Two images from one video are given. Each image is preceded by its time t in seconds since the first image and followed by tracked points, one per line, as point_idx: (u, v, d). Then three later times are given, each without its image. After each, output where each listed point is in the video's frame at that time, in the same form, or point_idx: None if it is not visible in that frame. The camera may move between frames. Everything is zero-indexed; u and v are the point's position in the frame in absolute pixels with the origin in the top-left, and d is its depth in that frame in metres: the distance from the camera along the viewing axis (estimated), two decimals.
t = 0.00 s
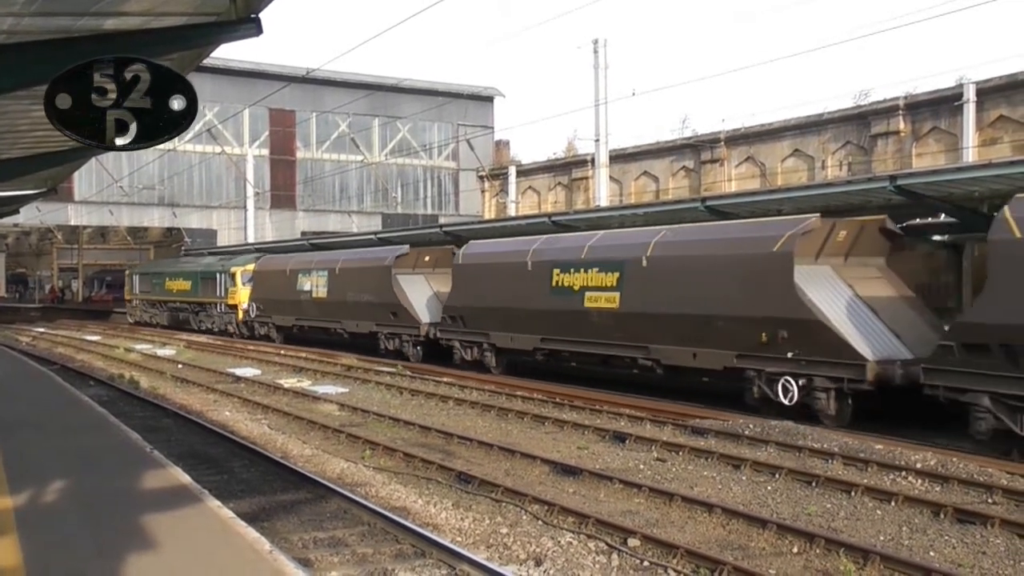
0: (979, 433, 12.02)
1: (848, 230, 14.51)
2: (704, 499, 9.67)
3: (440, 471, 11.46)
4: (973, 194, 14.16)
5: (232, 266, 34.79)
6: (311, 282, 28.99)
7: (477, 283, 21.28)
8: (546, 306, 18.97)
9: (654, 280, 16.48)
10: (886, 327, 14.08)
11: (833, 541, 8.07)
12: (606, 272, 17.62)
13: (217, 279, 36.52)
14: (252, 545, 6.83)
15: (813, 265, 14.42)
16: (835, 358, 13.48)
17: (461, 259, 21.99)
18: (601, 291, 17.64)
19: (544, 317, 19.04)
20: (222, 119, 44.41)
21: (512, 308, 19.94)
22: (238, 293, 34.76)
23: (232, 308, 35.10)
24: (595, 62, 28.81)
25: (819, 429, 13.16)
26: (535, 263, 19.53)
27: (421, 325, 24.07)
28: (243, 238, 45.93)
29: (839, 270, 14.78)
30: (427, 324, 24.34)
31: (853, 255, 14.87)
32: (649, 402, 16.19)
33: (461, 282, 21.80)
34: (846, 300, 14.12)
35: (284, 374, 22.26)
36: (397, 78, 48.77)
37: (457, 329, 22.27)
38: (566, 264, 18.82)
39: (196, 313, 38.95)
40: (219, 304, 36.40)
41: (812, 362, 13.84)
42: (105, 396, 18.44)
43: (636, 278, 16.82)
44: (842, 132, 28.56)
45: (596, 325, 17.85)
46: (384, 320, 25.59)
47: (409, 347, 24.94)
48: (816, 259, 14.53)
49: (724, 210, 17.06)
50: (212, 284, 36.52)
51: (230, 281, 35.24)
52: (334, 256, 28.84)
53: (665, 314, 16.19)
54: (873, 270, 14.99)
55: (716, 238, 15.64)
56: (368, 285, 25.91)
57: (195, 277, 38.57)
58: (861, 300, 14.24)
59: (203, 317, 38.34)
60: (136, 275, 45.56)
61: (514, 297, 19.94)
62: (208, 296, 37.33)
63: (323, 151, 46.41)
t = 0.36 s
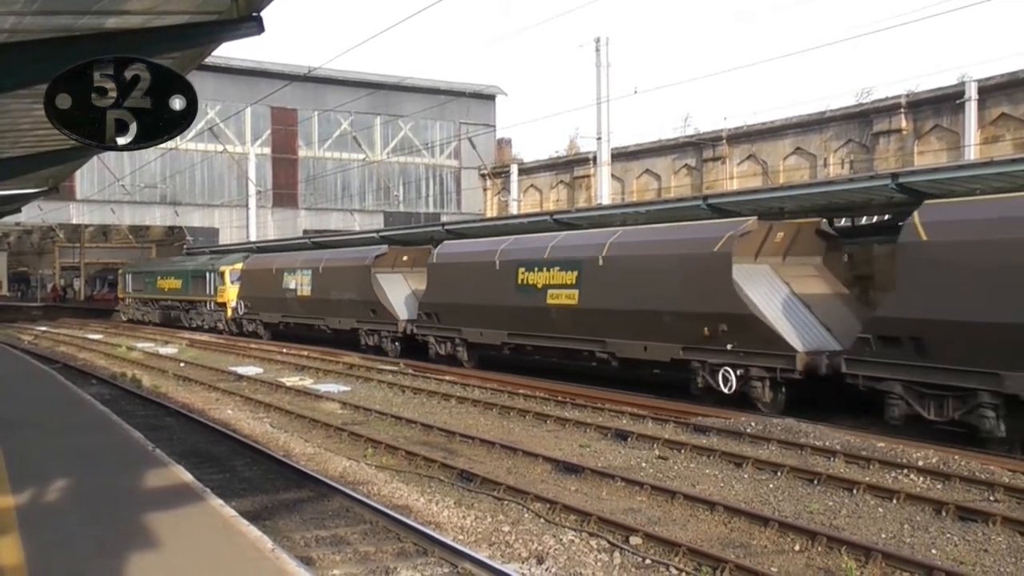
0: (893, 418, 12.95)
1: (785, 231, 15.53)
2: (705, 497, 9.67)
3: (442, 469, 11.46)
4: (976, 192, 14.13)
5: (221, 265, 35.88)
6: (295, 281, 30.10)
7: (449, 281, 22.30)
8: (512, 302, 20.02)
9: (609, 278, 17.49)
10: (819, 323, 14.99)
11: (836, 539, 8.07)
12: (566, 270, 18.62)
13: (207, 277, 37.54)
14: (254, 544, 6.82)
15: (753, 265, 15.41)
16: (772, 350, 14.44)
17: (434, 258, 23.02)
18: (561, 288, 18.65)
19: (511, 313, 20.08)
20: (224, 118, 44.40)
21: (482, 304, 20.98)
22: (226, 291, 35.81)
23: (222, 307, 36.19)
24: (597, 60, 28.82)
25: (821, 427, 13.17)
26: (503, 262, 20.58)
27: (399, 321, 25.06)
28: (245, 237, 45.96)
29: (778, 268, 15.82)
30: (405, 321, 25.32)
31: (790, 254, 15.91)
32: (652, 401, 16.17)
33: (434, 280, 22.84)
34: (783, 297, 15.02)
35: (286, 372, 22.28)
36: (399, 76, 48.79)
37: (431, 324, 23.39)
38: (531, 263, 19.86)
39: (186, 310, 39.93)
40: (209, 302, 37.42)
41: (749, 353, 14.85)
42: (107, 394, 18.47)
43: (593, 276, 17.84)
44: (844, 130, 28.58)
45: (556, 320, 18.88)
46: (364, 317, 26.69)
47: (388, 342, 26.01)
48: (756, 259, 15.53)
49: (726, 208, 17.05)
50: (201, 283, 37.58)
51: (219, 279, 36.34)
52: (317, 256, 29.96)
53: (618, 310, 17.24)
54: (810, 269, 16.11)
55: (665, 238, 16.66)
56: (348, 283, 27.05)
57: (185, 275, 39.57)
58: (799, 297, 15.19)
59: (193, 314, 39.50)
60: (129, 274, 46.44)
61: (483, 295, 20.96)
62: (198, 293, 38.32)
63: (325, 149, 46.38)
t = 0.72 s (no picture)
0: (814, 407, 13.84)
1: (725, 234, 16.53)
2: (702, 496, 9.67)
3: (439, 469, 11.46)
4: (972, 192, 14.17)
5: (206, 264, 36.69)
6: (276, 279, 30.79)
7: (420, 279, 23.06)
8: (477, 300, 20.81)
9: (564, 277, 18.36)
10: (757, 322, 15.93)
11: (833, 539, 8.06)
12: (525, 270, 19.49)
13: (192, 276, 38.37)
14: (252, 543, 6.81)
15: (694, 265, 16.35)
16: (709, 344, 15.35)
17: (405, 259, 23.83)
18: (520, 287, 19.51)
19: (476, 310, 20.91)
20: (222, 116, 44.37)
21: (449, 302, 21.75)
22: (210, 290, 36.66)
23: (205, 304, 36.91)
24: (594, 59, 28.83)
25: (817, 426, 13.18)
26: (468, 262, 21.40)
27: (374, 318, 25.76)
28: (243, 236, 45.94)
29: (719, 270, 16.74)
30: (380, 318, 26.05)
31: (731, 256, 16.80)
32: (649, 401, 16.16)
33: (405, 279, 23.61)
34: (720, 296, 16.00)
35: (284, 371, 22.28)
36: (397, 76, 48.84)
37: (401, 322, 24.17)
38: (493, 262, 20.63)
39: (173, 309, 40.74)
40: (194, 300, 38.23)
41: (689, 348, 15.75)
42: (104, 393, 18.45)
43: (549, 275, 18.70)
44: (841, 129, 28.61)
45: (517, 317, 19.73)
46: (341, 314, 27.39)
47: (363, 339, 26.69)
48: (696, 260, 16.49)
49: (723, 208, 17.06)
50: (186, 282, 38.32)
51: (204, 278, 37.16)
52: (297, 255, 30.64)
53: (572, 308, 18.11)
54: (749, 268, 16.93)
55: (614, 240, 17.52)
56: (326, 281, 27.78)
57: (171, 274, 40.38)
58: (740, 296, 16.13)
59: (178, 312, 40.31)
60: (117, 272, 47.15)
61: (451, 293, 21.72)
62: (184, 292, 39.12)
63: (322, 148, 46.39)
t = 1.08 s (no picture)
0: (746, 396, 14.84)
1: (671, 236, 17.81)
2: (699, 495, 9.67)
3: (435, 467, 11.44)
4: (969, 193, 14.17)
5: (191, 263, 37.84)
6: (256, 278, 31.88)
7: (392, 277, 24.20)
8: (444, 298, 22.01)
9: (523, 276, 19.59)
10: (700, 318, 17.19)
11: (828, 538, 8.06)
12: (488, 269, 20.72)
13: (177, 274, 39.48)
14: (248, 541, 6.81)
15: (643, 266, 17.63)
16: (653, 340, 16.64)
17: (378, 258, 25.01)
18: (484, 286, 20.74)
19: (445, 308, 22.12)
20: (218, 114, 44.21)
21: (418, 300, 22.89)
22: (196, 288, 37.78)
23: (189, 302, 38.13)
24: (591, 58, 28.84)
25: (813, 425, 13.19)
26: (436, 262, 22.61)
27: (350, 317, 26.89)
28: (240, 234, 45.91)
29: (666, 269, 17.96)
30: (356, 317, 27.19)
31: (678, 257, 17.96)
32: (646, 400, 16.14)
33: (378, 278, 24.79)
34: (666, 294, 17.28)
35: (280, 369, 22.25)
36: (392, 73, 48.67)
37: (376, 318, 25.32)
38: (459, 262, 21.81)
39: (159, 306, 41.82)
40: (179, 298, 39.30)
41: (636, 342, 17.03)
42: (100, 391, 18.44)
43: (510, 275, 19.93)
44: (838, 129, 28.62)
45: (481, 314, 20.98)
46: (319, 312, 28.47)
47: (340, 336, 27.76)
48: (644, 260, 17.74)
49: (720, 207, 17.04)
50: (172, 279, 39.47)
51: (189, 277, 38.31)
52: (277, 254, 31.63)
53: (530, 305, 19.36)
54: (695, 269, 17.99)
55: (569, 241, 18.72)
56: (304, 280, 28.80)
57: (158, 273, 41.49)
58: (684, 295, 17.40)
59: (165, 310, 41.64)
60: (105, 271, 48.25)
61: (420, 292, 22.92)
62: (169, 290, 40.22)
63: (319, 146, 46.44)
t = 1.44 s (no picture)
0: (690, 383, 16.03)
1: (626, 234, 18.80)
2: (699, 490, 9.67)
3: (436, 463, 11.45)
4: (969, 187, 14.15)
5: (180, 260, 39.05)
6: (243, 274, 33.46)
7: (369, 274, 25.56)
8: (418, 293, 23.19)
9: (487, 272, 20.69)
10: (650, 312, 18.38)
11: (830, 533, 8.07)
12: (456, 266, 21.82)
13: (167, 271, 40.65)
14: (249, 537, 6.80)
15: (599, 262, 18.76)
16: (608, 332, 17.75)
17: (359, 254, 26.23)
18: (453, 281, 21.83)
19: (418, 303, 23.29)
20: (218, 111, 44.25)
21: (393, 296, 24.10)
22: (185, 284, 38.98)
23: (178, 297, 39.24)
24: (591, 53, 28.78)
25: (814, 419, 13.20)
26: (410, 259, 23.81)
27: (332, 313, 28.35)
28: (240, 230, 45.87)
29: (622, 265, 18.93)
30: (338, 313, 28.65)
31: (633, 252, 18.85)
32: (645, 395, 16.15)
33: (358, 274, 26.05)
34: (620, 290, 18.46)
35: (281, 365, 22.26)
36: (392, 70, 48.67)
37: (355, 313, 26.65)
38: (431, 259, 22.97)
39: (150, 302, 42.95)
40: (169, 294, 40.49)
41: (592, 335, 18.12)
42: (101, 388, 18.44)
43: (476, 270, 21.04)
44: (838, 123, 28.58)
45: (448, 307, 22.05)
46: (303, 306, 29.99)
47: (321, 329, 29.25)
48: (601, 257, 18.82)
49: (721, 202, 17.01)
50: (161, 276, 40.63)
51: (178, 274, 39.50)
52: (263, 251, 33.17)
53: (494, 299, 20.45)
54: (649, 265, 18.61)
55: (531, 239, 19.80)
56: (288, 276, 30.31)
57: (149, 270, 42.66)
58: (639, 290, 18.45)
59: (155, 305, 42.89)
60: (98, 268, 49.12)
61: (396, 287, 24.13)
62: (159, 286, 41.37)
63: (319, 142, 46.49)
